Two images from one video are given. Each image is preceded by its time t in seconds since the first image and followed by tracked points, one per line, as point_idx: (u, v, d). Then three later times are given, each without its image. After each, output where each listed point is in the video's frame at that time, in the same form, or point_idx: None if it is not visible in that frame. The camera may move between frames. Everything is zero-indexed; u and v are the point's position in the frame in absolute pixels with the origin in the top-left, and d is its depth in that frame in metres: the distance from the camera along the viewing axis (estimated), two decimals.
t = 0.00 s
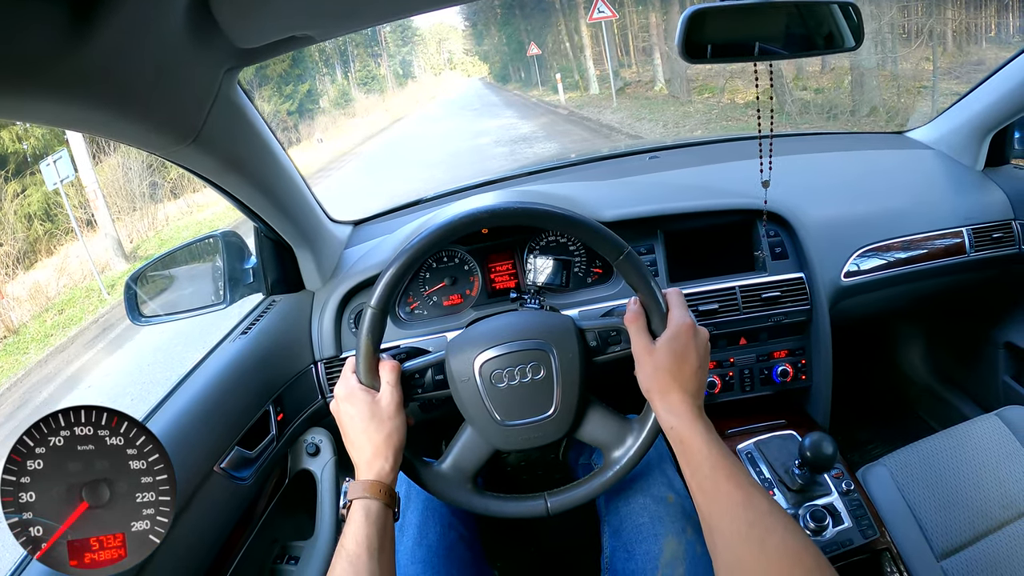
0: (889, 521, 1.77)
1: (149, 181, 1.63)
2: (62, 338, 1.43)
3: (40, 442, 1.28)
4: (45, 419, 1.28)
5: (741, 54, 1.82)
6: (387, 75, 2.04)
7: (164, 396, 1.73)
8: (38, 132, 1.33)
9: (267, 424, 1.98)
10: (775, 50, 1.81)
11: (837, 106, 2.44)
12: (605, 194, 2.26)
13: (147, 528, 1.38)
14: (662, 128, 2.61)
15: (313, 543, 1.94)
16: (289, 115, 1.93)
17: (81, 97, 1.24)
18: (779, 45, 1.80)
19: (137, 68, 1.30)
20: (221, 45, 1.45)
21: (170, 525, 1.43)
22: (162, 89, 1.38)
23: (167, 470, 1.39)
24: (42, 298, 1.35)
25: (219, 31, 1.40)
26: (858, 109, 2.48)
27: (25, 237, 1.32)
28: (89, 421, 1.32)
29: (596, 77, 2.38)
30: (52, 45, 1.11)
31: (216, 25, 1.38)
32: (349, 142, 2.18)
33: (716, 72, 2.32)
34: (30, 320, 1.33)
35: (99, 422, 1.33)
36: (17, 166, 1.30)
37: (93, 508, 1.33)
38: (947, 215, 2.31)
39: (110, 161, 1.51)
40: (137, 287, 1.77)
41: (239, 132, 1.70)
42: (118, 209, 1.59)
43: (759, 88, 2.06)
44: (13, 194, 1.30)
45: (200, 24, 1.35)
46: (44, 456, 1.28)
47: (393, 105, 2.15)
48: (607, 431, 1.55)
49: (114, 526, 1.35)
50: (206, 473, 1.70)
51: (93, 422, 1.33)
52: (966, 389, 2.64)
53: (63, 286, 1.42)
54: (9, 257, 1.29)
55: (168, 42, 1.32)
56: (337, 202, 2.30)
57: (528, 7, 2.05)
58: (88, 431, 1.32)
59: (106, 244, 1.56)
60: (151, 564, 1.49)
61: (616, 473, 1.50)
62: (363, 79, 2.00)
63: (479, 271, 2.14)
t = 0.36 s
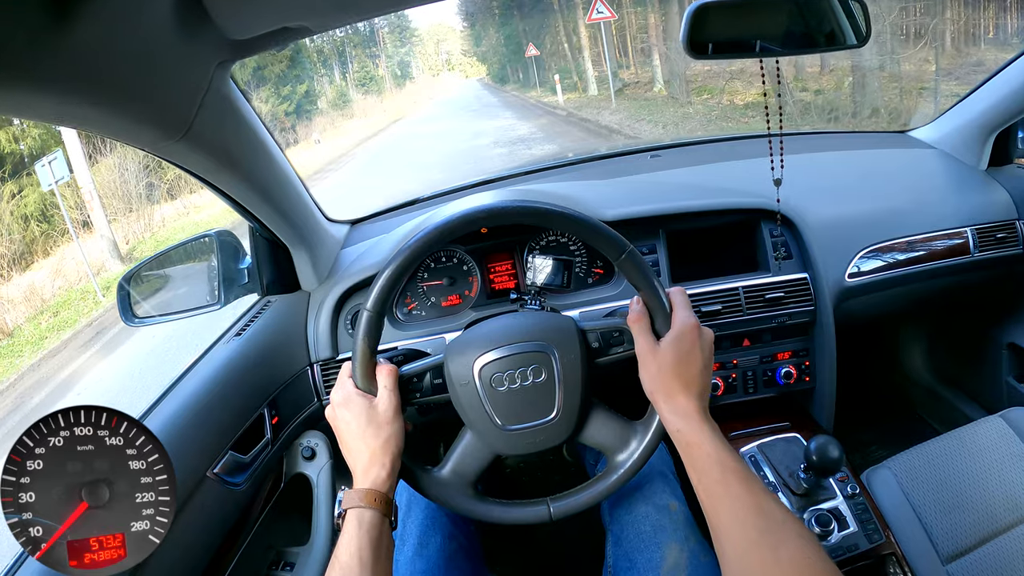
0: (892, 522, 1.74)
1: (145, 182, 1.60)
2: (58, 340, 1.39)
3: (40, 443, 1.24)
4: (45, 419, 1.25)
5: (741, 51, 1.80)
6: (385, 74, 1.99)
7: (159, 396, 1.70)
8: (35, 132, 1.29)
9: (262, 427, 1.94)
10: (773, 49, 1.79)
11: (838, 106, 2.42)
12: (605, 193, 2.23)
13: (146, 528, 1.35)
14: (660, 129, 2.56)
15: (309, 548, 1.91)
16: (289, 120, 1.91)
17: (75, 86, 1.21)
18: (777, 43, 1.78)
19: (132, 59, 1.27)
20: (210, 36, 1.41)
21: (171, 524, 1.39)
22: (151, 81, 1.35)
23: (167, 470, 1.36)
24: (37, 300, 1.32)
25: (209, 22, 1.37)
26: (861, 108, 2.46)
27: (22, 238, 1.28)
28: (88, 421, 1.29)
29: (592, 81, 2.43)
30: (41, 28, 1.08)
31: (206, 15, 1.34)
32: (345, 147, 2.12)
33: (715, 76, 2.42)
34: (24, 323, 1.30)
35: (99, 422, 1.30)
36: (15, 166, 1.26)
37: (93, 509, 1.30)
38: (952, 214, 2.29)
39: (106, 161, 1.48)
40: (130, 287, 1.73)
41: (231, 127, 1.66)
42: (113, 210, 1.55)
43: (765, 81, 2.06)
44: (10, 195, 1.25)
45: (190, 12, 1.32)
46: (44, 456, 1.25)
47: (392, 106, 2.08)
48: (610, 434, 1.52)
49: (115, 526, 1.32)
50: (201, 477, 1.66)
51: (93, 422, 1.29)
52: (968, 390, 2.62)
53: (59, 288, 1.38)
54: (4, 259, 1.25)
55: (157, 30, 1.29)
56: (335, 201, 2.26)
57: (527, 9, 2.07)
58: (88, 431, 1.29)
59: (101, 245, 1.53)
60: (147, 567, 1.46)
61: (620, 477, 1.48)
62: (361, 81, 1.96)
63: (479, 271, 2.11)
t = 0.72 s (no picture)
0: (887, 520, 1.75)
1: (138, 185, 1.61)
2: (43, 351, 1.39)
3: (39, 443, 1.26)
4: (45, 419, 1.26)
5: (738, 50, 1.82)
6: (382, 74, 2.02)
7: (154, 397, 1.68)
8: (29, 133, 1.30)
9: (261, 424, 1.96)
10: (770, 47, 1.80)
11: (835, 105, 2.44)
12: (603, 191, 2.24)
13: (145, 529, 1.36)
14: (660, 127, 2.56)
15: (308, 544, 1.92)
16: (286, 121, 1.91)
17: (72, 86, 1.21)
18: (774, 41, 1.79)
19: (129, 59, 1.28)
20: (210, 35, 1.42)
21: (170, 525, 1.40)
22: (148, 80, 1.35)
23: (167, 470, 1.37)
24: (25, 307, 1.32)
25: (210, 19, 1.38)
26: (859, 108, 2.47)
27: (16, 240, 1.29)
28: (88, 421, 1.30)
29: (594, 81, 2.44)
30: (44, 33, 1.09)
31: (206, 11, 1.35)
32: (343, 147, 2.14)
33: (717, 77, 2.41)
34: (10, 330, 1.31)
35: (98, 423, 1.31)
36: (7, 166, 1.27)
37: (92, 509, 1.31)
38: (947, 214, 2.30)
39: (98, 164, 1.48)
40: (130, 284, 1.76)
41: (231, 127, 1.67)
42: (105, 213, 1.56)
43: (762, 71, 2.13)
44: (3, 197, 1.27)
45: (190, 11, 1.33)
46: (43, 457, 1.26)
47: (390, 108, 2.13)
48: (607, 430, 1.53)
49: (114, 527, 1.33)
50: (201, 474, 1.67)
51: (92, 423, 1.30)
52: (962, 388, 2.64)
53: (49, 294, 1.38)
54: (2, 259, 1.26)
55: (158, 28, 1.29)
56: (334, 199, 2.27)
57: (525, 10, 2.11)
58: (87, 432, 1.30)
59: (92, 250, 1.53)
60: (147, 566, 1.47)
61: (618, 472, 1.49)
62: (360, 82, 2.00)
63: (476, 269, 2.12)
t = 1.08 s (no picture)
0: (878, 518, 1.78)
1: (123, 192, 1.60)
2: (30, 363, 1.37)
3: (38, 444, 1.28)
4: (44, 420, 1.29)
5: (735, 55, 1.83)
6: (382, 79, 2.03)
7: (161, 395, 1.73)
8: (13, 137, 1.29)
9: (262, 423, 1.98)
10: (768, 51, 1.82)
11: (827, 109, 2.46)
12: (599, 195, 2.27)
13: (145, 529, 1.39)
14: (656, 131, 2.58)
15: (308, 542, 1.97)
16: (281, 123, 1.92)
17: (67, 95, 1.21)
18: (772, 45, 1.81)
19: (136, 72, 1.31)
20: (219, 46, 1.45)
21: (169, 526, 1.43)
22: (156, 88, 1.37)
23: (166, 470, 1.40)
24: None
25: (218, 32, 1.40)
26: (851, 111, 2.50)
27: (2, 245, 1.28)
28: (87, 422, 1.33)
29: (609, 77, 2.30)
30: (55, 47, 1.12)
31: (214, 26, 1.38)
32: (341, 150, 2.17)
33: (725, 80, 2.31)
34: None
35: (98, 424, 1.33)
36: None
37: (91, 509, 1.34)
38: (938, 217, 2.33)
39: (80, 171, 1.46)
40: (131, 287, 1.79)
41: (235, 132, 1.71)
42: (83, 223, 1.50)
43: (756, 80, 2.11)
44: None
45: (199, 26, 1.36)
46: (42, 457, 1.29)
47: (387, 110, 2.13)
48: (603, 427, 1.56)
49: (113, 527, 1.36)
50: (203, 473, 1.70)
51: (91, 424, 1.33)
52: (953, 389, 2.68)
53: (25, 308, 1.33)
54: None
55: (168, 42, 1.32)
56: (330, 202, 2.30)
57: (525, 12, 1.99)
58: (87, 432, 1.33)
59: (69, 262, 1.46)
60: (149, 565, 1.50)
61: (616, 466, 1.52)
62: (358, 84, 2.01)
63: (473, 270, 2.15)
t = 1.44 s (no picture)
0: (878, 519, 1.79)
1: (90, 206, 1.51)
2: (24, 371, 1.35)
3: (38, 444, 1.29)
4: (44, 420, 1.29)
5: (734, 57, 1.83)
6: (380, 82, 2.02)
7: (165, 393, 1.72)
8: None
9: (263, 424, 1.99)
10: (767, 53, 1.82)
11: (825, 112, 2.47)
12: (599, 196, 2.28)
13: (145, 529, 1.39)
14: (656, 133, 2.59)
15: (309, 543, 1.97)
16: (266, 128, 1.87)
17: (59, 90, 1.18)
18: (772, 48, 1.81)
19: (139, 73, 1.31)
20: (222, 47, 1.45)
21: (169, 526, 1.44)
22: (158, 85, 1.37)
23: (166, 470, 1.40)
24: None
25: (222, 33, 1.41)
26: (850, 113, 2.50)
27: None
28: (87, 422, 1.33)
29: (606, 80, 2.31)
30: (61, 48, 1.13)
31: (219, 27, 1.38)
32: (339, 151, 2.15)
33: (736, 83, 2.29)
34: None
35: (97, 424, 1.33)
36: None
37: (91, 509, 1.34)
38: (937, 218, 2.34)
39: (44, 184, 1.38)
40: (132, 287, 1.79)
41: (237, 135, 1.71)
42: (36, 243, 1.37)
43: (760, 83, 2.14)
44: None
45: (203, 28, 1.36)
46: (42, 458, 1.29)
47: (385, 113, 2.12)
48: (604, 429, 1.57)
49: (114, 527, 1.36)
50: (205, 474, 1.70)
51: (91, 424, 1.33)
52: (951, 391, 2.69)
53: None
54: None
55: (173, 45, 1.33)
56: (328, 204, 2.30)
57: (525, 12, 1.98)
58: (86, 433, 1.33)
59: (24, 289, 1.33)
60: (151, 566, 1.50)
61: (617, 467, 1.52)
62: (355, 87, 1.98)
63: (474, 272, 2.15)
